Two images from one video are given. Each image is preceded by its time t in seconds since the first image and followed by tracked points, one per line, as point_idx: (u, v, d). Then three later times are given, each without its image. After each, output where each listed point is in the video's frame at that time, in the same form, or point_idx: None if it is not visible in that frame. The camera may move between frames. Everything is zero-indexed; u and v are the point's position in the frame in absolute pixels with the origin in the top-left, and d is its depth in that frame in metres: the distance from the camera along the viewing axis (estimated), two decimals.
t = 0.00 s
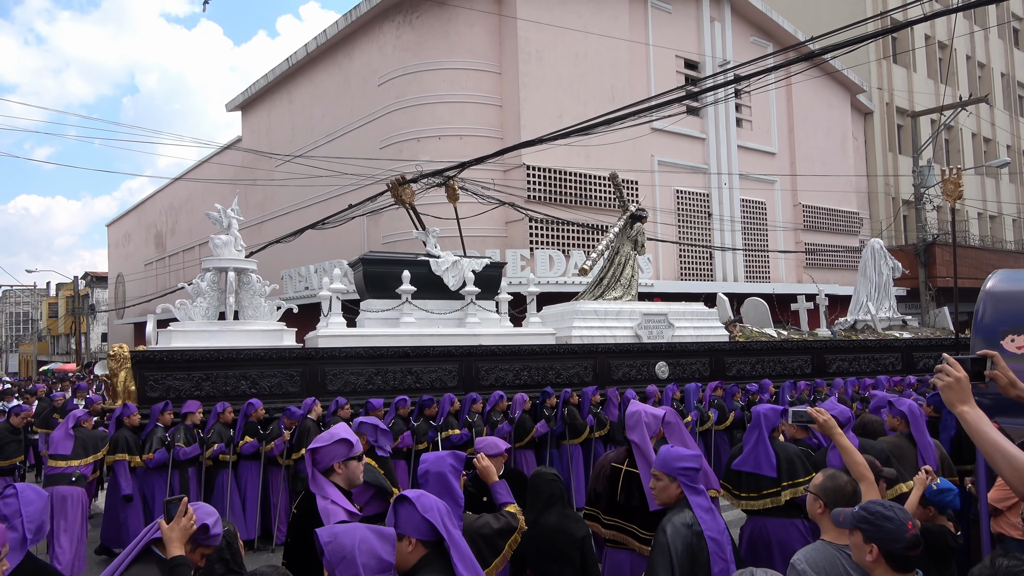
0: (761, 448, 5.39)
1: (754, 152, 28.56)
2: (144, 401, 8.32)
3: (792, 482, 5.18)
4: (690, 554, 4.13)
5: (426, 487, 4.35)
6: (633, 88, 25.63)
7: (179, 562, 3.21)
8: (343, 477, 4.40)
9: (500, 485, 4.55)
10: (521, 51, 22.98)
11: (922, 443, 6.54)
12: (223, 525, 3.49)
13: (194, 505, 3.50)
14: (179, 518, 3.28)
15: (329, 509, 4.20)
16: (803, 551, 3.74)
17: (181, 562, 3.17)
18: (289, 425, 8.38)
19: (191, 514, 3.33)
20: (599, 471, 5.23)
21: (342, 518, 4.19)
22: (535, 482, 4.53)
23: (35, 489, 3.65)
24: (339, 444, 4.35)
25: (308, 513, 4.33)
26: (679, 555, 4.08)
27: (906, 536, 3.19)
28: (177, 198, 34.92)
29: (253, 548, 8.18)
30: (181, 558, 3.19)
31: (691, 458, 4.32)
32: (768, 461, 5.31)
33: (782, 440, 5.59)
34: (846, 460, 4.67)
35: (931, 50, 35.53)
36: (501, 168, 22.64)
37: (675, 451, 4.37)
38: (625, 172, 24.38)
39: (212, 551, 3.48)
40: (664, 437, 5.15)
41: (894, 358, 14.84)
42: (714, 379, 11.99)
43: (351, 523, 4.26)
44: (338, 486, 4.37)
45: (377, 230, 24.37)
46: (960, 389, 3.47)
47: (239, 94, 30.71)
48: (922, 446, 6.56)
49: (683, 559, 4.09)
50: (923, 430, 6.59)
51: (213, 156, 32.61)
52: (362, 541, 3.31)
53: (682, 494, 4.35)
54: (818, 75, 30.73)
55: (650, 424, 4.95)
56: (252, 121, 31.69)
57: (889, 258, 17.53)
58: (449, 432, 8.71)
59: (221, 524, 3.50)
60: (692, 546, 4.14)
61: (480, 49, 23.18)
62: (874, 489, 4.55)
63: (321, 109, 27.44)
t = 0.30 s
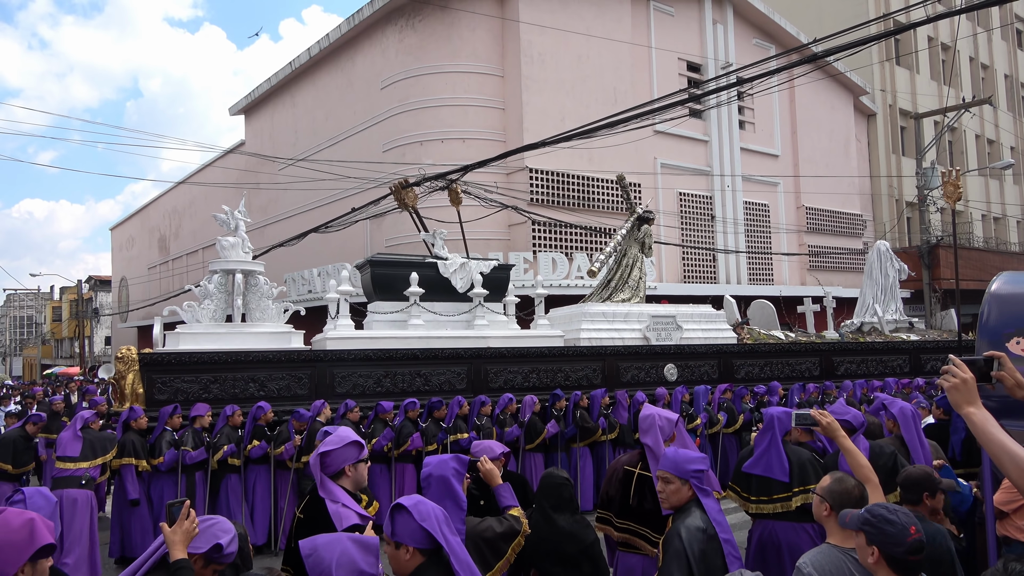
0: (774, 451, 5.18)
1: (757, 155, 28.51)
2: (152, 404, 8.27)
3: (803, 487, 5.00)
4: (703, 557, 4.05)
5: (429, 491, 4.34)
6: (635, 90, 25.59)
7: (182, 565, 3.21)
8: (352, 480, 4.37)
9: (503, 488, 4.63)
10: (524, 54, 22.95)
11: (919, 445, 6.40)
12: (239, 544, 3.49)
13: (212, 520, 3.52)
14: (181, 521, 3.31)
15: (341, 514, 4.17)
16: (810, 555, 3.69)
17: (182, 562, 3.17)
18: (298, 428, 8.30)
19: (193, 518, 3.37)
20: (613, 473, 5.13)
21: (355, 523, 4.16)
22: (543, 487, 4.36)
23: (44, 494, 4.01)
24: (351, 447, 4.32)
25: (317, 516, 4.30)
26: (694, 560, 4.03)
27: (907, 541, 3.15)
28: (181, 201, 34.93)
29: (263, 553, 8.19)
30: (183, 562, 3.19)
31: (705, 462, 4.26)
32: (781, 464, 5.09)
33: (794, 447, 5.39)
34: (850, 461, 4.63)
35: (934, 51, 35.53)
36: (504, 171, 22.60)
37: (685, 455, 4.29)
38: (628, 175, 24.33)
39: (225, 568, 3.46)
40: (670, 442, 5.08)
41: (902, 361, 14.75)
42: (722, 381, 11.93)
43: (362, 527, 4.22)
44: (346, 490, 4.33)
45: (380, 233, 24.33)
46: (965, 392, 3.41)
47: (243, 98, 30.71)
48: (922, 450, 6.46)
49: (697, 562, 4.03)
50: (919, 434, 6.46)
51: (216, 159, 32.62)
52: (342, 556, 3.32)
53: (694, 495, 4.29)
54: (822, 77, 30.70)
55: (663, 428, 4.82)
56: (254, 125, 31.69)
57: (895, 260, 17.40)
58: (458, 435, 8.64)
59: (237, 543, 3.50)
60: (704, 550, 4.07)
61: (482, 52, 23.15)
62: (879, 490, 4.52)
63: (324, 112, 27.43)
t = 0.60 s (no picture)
0: (792, 455, 5.14)
1: (761, 157, 28.52)
2: (161, 406, 8.28)
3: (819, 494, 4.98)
4: (700, 560, 4.09)
5: (434, 492, 4.39)
6: (638, 93, 25.60)
7: (187, 566, 3.26)
8: (358, 482, 4.38)
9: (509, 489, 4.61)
10: (527, 56, 22.98)
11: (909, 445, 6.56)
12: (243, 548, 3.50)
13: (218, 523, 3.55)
14: (186, 523, 3.35)
15: (350, 515, 4.16)
16: (816, 559, 3.71)
17: (187, 563, 3.22)
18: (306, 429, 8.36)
19: (198, 519, 3.41)
20: (627, 474, 5.14)
21: (364, 524, 4.17)
22: (556, 491, 4.37)
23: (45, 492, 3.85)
24: (357, 449, 4.37)
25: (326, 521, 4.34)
26: (694, 561, 4.06)
27: (910, 544, 3.17)
28: (185, 204, 35.01)
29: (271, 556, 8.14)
30: (189, 563, 3.23)
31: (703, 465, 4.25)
32: (799, 469, 5.06)
33: (811, 452, 5.40)
34: (856, 464, 4.64)
35: (938, 53, 35.56)
36: (507, 173, 22.62)
37: (685, 456, 4.30)
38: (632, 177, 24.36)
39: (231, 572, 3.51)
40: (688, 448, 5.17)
41: (906, 363, 14.68)
42: (728, 384, 11.93)
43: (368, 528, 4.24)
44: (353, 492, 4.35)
45: (383, 235, 24.36)
46: (973, 393, 3.38)
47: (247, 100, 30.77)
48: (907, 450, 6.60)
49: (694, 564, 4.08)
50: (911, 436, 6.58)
51: (220, 162, 32.67)
52: (332, 566, 3.33)
53: (692, 499, 4.29)
54: (825, 79, 30.72)
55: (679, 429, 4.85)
56: (258, 128, 31.74)
57: (898, 263, 17.36)
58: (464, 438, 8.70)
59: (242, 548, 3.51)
60: (703, 552, 4.10)
61: (486, 54, 23.18)
62: (885, 493, 4.58)
63: (327, 115, 27.47)
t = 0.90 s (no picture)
0: (822, 465, 5.07)
1: (768, 159, 28.55)
2: (174, 407, 8.34)
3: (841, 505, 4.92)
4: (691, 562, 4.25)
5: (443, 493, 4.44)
6: (645, 95, 25.64)
7: (195, 567, 3.33)
8: (366, 482, 4.45)
9: (519, 494, 4.87)
10: (534, 59, 23.04)
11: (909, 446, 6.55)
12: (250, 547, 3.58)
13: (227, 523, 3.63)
14: (195, 524, 3.43)
15: (358, 515, 4.26)
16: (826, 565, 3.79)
17: (195, 565, 3.28)
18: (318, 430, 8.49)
19: (207, 521, 3.46)
20: (641, 475, 5.23)
21: (373, 524, 4.24)
22: (576, 492, 4.44)
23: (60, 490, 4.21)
24: (366, 450, 4.42)
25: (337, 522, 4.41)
26: (689, 561, 4.24)
27: (929, 544, 3.35)
28: (193, 205, 35.16)
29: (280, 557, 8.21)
30: (196, 563, 3.32)
31: (689, 468, 4.42)
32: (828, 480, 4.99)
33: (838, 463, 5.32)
34: (865, 467, 4.73)
35: (946, 56, 35.53)
36: (514, 175, 22.68)
37: (680, 457, 4.49)
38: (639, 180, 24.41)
39: (238, 570, 3.60)
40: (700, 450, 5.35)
41: (911, 367, 14.66)
42: (734, 387, 11.98)
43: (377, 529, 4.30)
44: (361, 493, 4.41)
45: (390, 237, 24.45)
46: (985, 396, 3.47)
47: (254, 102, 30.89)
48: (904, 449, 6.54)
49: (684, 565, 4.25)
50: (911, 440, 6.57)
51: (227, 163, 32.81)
52: (338, 567, 3.57)
53: (683, 503, 4.47)
54: (833, 82, 30.72)
55: (696, 432, 5.00)
56: (266, 129, 31.86)
57: (903, 268, 17.32)
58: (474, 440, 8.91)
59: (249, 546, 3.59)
60: (698, 552, 4.27)
61: (493, 57, 23.26)
62: (896, 499, 4.59)
63: (335, 117, 27.58)
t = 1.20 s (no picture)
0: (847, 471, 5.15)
1: (774, 161, 28.59)
2: (187, 410, 8.44)
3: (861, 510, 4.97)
4: (690, 561, 4.35)
5: (448, 496, 4.58)
6: (650, 97, 25.70)
7: (202, 571, 3.40)
8: (372, 485, 4.54)
9: (524, 496, 4.87)
10: (539, 61, 23.12)
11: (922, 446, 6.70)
12: (254, 553, 3.66)
13: (233, 529, 3.69)
14: (202, 528, 3.50)
15: (363, 517, 4.25)
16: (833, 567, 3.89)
17: (202, 569, 3.35)
18: (330, 432, 8.60)
19: (214, 525, 3.55)
20: (647, 475, 5.34)
21: (376, 527, 4.25)
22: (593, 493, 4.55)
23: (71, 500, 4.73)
24: (372, 452, 4.51)
25: (339, 524, 4.62)
26: (684, 560, 4.34)
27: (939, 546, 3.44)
28: (200, 209, 35.34)
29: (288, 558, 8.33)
30: (202, 567, 3.39)
31: (698, 470, 4.51)
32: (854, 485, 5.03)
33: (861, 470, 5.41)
34: (873, 470, 4.77)
35: (953, 56, 35.56)
36: (520, 178, 22.74)
37: (689, 460, 4.60)
38: (644, 182, 24.49)
39: None
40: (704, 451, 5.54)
41: (916, 368, 14.68)
42: (741, 389, 12.05)
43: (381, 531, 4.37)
44: (366, 496, 4.47)
45: (396, 240, 24.56)
46: (993, 397, 3.53)
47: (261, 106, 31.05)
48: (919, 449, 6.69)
49: (683, 564, 4.35)
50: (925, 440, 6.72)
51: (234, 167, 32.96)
52: (344, 571, 3.47)
53: (689, 504, 4.59)
54: (839, 83, 30.75)
55: (687, 428, 5.46)
56: (272, 133, 32.01)
57: (906, 269, 17.27)
58: (485, 442, 8.92)
59: (253, 552, 3.67)
60: (697, 552, 4.36)
61: (498, 60, 23.35)
62: (903, 501, 4.63)
63: (340, 120, 27.71)
